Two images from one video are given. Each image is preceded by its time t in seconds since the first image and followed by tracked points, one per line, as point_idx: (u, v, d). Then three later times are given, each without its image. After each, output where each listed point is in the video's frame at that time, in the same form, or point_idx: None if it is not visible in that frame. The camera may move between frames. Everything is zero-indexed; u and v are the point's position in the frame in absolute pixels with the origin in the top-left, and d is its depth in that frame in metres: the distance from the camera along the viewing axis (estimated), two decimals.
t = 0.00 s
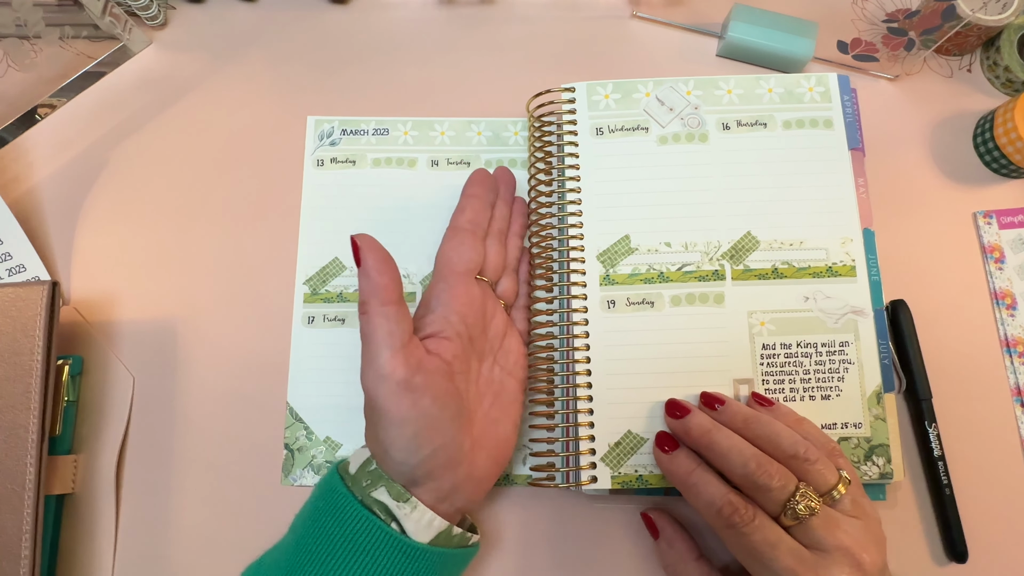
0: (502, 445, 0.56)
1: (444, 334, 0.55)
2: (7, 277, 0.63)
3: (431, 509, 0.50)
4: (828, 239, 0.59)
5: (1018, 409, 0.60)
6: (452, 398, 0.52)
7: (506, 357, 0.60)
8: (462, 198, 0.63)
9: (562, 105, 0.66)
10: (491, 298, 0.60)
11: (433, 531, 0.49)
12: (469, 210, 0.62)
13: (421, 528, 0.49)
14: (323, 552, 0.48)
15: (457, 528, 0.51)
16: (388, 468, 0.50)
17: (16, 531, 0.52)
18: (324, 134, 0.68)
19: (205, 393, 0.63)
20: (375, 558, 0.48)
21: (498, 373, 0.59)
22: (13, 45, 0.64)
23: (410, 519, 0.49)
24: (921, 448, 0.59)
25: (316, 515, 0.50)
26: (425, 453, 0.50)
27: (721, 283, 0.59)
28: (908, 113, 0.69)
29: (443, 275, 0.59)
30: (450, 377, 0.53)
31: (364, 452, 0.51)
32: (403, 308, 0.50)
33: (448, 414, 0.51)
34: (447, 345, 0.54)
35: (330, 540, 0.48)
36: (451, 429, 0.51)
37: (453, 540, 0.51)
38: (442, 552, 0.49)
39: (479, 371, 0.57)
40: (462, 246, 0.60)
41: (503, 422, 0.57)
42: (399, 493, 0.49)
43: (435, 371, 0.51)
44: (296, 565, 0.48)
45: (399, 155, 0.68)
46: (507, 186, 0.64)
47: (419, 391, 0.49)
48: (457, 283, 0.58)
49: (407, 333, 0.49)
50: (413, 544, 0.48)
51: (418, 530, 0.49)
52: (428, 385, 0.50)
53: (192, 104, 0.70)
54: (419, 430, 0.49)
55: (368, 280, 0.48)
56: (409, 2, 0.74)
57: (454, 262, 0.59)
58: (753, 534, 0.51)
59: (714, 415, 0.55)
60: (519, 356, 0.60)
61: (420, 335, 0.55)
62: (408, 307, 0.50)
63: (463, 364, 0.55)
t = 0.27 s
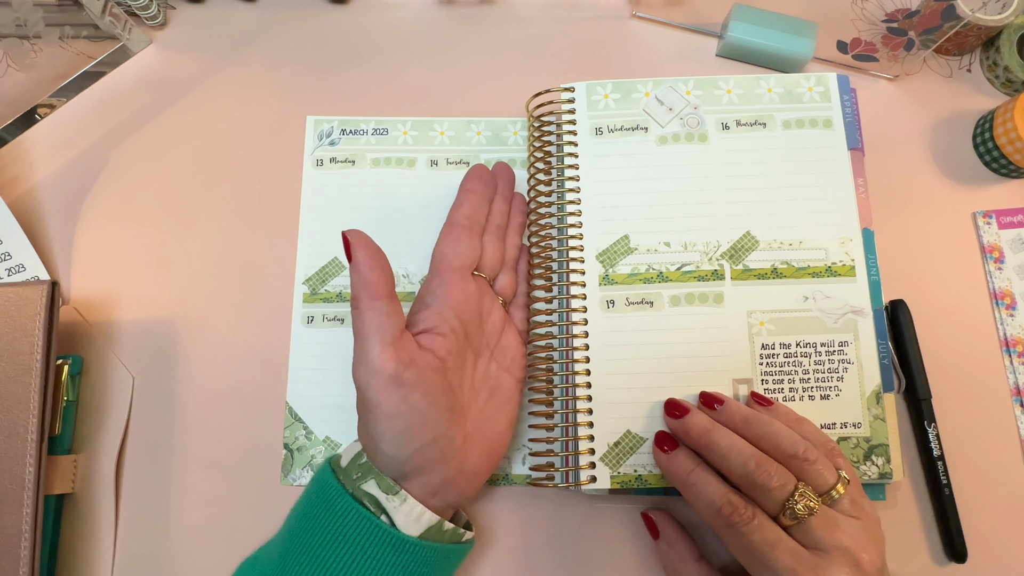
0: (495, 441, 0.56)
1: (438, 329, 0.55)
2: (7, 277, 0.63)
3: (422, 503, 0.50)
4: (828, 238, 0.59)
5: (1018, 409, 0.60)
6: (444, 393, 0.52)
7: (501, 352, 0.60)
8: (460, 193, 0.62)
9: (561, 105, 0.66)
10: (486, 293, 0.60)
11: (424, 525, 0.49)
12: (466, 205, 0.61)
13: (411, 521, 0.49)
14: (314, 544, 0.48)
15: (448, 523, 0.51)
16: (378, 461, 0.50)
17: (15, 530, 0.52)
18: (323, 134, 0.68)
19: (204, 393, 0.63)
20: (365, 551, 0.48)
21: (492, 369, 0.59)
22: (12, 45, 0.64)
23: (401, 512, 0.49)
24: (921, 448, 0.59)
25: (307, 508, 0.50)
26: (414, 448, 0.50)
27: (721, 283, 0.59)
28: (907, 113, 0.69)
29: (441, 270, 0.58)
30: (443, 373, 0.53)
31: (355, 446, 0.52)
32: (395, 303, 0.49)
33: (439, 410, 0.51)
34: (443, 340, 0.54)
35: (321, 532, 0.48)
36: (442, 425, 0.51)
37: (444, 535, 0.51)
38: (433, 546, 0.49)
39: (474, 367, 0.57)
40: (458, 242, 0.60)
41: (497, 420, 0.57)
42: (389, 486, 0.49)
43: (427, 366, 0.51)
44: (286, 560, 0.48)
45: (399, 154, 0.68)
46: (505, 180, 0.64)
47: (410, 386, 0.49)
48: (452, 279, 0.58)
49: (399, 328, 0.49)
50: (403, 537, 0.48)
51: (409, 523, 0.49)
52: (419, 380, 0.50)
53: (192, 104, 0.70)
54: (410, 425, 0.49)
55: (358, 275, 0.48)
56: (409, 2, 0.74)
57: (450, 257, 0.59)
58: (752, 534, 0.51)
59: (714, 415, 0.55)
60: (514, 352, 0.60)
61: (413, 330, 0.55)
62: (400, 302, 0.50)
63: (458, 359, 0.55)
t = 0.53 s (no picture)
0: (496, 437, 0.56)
1: (435, 326, 0.55)
2: (7, 277, 0.63)
3: (425, 503, 0.50)
4: (828, 239, 0.59)
5: (1018, 409, 0.60)
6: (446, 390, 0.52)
7: (498, 349, 0.60)
8: (450, 193, 0.63)
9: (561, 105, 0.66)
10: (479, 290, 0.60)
11: (427, 525, 0.49)
12: (457, 204, 0.62)
13: (414, 522, 0.49)
14: (317, 544, 0.48)
15: (452, 523, 0.51)
16: (381, 461, 0.50)
17: (15, 530, 0.52)
18: (323, 134, 0.68)
19: (204, 393, 0.63)
20: (368, 551, 0.48)
21: (491, 365, 0.59)
22: (12, 45, 0.64)
23: (404, 513, 0.49)
24: (920, 448, 0.59)
25: (311, 508, 0.50)
26: (418, 445, 0.50)
27: (721, 283, 0.59)
28: (907, 113, 0.69)
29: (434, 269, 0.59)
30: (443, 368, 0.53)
31: (359, 446, 0.51)
32: (394, 300, 0.49)
33: (442, 405, 0.51)
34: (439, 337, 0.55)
35: (325, 532, 0.48)
36: (445, 421, 0.51)
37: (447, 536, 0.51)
38: (436, 546, 0.49)
39: (472, 364, 0.57)
40: (451, 240, 0.60)
41: (498, 414, 0.57)
42: (392, 486, 0.49)
43: (428, 363, 0.51)
44: (289, 560, 0.48)
45: (399, 154, 0.68)
46: (495, 179, 0.65)
47: (412, 382, 0.49)
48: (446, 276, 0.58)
49: (398, 325, 0.49)
50: (406, 538, 0.48)
51: (412, 524, 0.49)
52: (421, 376, 0.50)
53: (192, 104, 0.70)
54: (413, 420, 0.49)
55: (358, 273, 0.48)
56: (409, 2, 0.74)
57: (443, 256, 0.60)
58: (752, 533, 0.51)
59: (711, 413, 0.55)
60: (511, 348, 0.60)
61: (412, 328, 0.55)
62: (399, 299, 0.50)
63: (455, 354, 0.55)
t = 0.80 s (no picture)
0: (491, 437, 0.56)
1: (431, 325, 0.55)
2: (6, 277, 0.63)
3: (417, 501, 0.50)
4: (828, 239, 0.59)
5: (1018, 410, 0.60)
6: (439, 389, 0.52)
7: (495, 347, 0.60)
8: (448, 188, 0.63)
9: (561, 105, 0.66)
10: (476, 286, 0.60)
11: (419, 523, 0.49)
12: (454, 200, 0.62)
13: (406, 519, 0.49)
14: (310, 542, 0.48)
15: (445, 521, 0.51)
16: (374, 459, 0.50)
17: (15, 530, 0.52)
18: (323, 134, 0.68)
19: (204, 393, 0.63)
20: (360, 549, 0.48)
21: (487, 363, 0.59)
22: (12, 45, 0.64)
23: (396, 510, 0.49)
24: (920, 448, 0.59)
25: (304, 506, 0.49)
26: (411, 445, 0.49)
27: (721, 283, 0.59)
28: (908, 113, 0.69)
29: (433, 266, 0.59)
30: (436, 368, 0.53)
31: (351, 444, 0.51)
32: (386, 300, 0.48)
33: (436, 405, 0.51)
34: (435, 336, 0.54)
35: (317, 530, 0.48)
36: (436, 421, 0.51)
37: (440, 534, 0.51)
38: (429, 544, 0.49)
39: (468, 361, 0.57)
40: (448, 237, 0.60)
41: (493, 414, 0.57)
42: (384, 484, 0.49)
43: (421, 363, 0.51)
44: (282, 559, 0.48)
45: (399, 154, 0.68)
46: (493, 174, 0.65)
47: (404, 384, 0.49)
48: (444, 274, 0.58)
49: (391, 324, 0.49)
50: (398, 535, 0.48)
51: (404, 521, 0.49)
52: (413, 377, 0.49)
53: (191, 104, 0.70)
54: (404, 421, 0.49)
55: (349, 274, 0.47)
56: (410, 2, 0.74)
57: (440, 252, 0.59)
58: (753, 533, 0.51)
59: (712, 414, 0.55)
60: (509, 346, 0.60)
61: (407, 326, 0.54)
62: (391, 298, 0.49)
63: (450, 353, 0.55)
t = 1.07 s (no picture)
0: (499, 445, 0.56)
1: (452, 332, 0.54)
2: (6, 277, 0.63)
3: (424, 505, 0.50)
4: (828, 238, 0.59)
5: (1017, 409, 0.60)
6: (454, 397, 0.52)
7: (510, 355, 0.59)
8: (471, 192, 0.62)
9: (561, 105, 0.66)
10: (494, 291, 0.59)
11: (425, 527, 0.49)
12: (479, 204, 0.61)
13: (412, 523, 0.49)
14: (315, 543, 0.48)
15: (450, 525, 0.51)
16: (382, 464, 0.49)
17: (15, 530, 0.52)
18: (323, 134, 0.68)
19: (204, 393, 0.63)
20: (366, 552, 0.48)
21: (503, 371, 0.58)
22: (12, 45, 0.64)
23: (402, 514, 0.49)
24: (921, 448, 0.59)
25: (310, 508, 0.49)
26: (422, 453, 0.49)
27: (721, 283, 0.59)
28: (908, 113, 0.69)
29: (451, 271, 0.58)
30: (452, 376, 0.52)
31: (359, 447, 0.51)
32: (407, 307, 0.48)
33: (450, 413, 0.51)
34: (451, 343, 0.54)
35: (323, 532, 0.48)
36: (449, 430, 0.51)
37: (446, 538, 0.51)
38: (434, 548, 0.49)
39: (484, 369, 0.56)
40: (472, 242, 0.59)
41: (503, 422, 0.56)
42: (391, 487, 0.49)
43: (437, 370, 0.51)
44: (287, 561, 0.48)
45: (399, 155, 0.68)
46: (515, 180, 0.64)
47: (420, 392, 0.48)
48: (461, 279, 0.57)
49: (411, 331, 0.48)
50: (404, 539, 0.48)
51: (411, 525, 0.49)
52: (429, 385, 0.49)
53: (191, 104, 0.70)
54: (418, 430, 0.49)
55: (372, 279, 0.47)
56: (409, 2, 0.74)
57: (464, 258, 0.58)
58: (753, 533, 0.51)
59: (712, 413, 0.55)
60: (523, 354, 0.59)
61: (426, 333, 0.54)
62: (412, 306, 0.49)
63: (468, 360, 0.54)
